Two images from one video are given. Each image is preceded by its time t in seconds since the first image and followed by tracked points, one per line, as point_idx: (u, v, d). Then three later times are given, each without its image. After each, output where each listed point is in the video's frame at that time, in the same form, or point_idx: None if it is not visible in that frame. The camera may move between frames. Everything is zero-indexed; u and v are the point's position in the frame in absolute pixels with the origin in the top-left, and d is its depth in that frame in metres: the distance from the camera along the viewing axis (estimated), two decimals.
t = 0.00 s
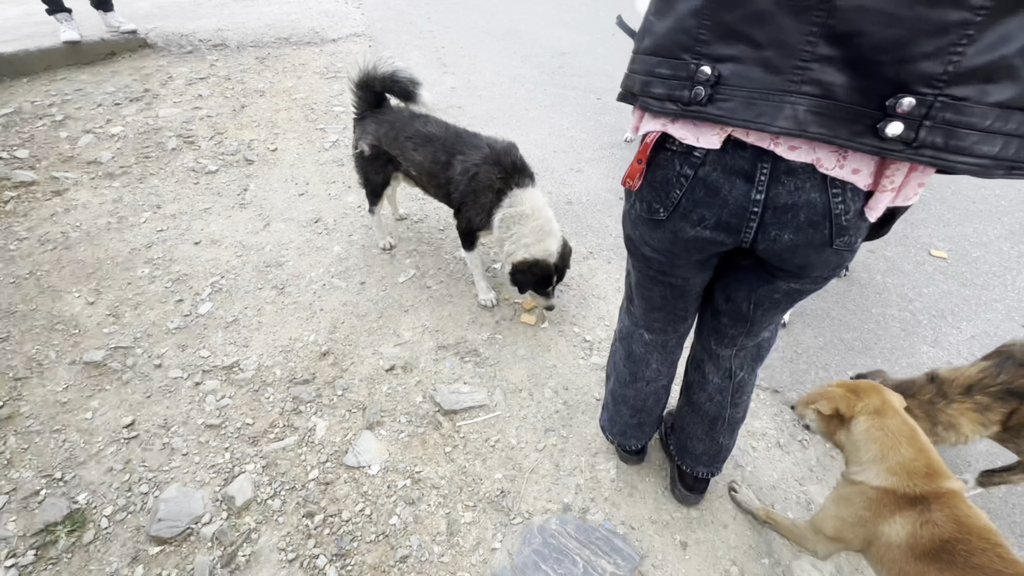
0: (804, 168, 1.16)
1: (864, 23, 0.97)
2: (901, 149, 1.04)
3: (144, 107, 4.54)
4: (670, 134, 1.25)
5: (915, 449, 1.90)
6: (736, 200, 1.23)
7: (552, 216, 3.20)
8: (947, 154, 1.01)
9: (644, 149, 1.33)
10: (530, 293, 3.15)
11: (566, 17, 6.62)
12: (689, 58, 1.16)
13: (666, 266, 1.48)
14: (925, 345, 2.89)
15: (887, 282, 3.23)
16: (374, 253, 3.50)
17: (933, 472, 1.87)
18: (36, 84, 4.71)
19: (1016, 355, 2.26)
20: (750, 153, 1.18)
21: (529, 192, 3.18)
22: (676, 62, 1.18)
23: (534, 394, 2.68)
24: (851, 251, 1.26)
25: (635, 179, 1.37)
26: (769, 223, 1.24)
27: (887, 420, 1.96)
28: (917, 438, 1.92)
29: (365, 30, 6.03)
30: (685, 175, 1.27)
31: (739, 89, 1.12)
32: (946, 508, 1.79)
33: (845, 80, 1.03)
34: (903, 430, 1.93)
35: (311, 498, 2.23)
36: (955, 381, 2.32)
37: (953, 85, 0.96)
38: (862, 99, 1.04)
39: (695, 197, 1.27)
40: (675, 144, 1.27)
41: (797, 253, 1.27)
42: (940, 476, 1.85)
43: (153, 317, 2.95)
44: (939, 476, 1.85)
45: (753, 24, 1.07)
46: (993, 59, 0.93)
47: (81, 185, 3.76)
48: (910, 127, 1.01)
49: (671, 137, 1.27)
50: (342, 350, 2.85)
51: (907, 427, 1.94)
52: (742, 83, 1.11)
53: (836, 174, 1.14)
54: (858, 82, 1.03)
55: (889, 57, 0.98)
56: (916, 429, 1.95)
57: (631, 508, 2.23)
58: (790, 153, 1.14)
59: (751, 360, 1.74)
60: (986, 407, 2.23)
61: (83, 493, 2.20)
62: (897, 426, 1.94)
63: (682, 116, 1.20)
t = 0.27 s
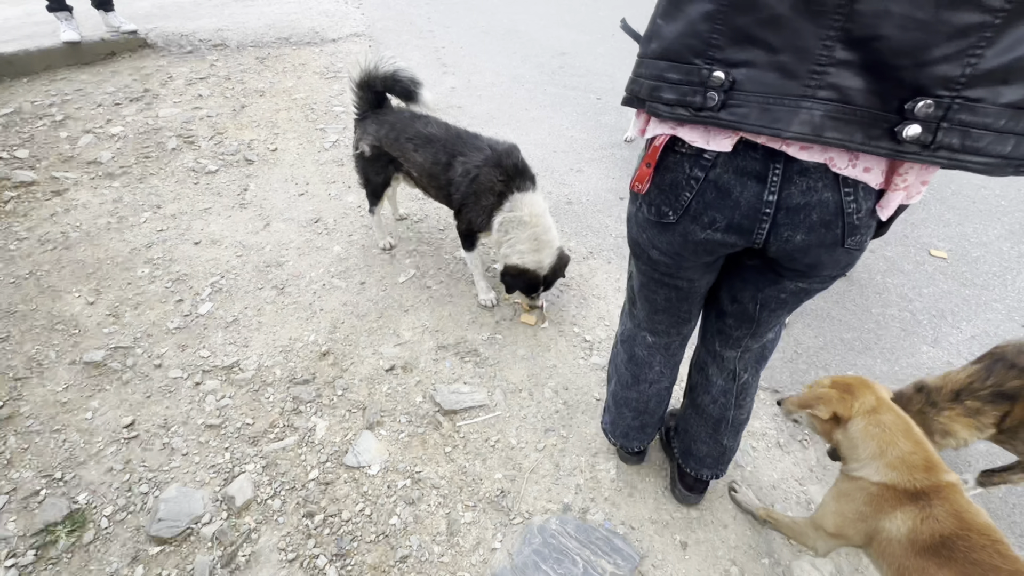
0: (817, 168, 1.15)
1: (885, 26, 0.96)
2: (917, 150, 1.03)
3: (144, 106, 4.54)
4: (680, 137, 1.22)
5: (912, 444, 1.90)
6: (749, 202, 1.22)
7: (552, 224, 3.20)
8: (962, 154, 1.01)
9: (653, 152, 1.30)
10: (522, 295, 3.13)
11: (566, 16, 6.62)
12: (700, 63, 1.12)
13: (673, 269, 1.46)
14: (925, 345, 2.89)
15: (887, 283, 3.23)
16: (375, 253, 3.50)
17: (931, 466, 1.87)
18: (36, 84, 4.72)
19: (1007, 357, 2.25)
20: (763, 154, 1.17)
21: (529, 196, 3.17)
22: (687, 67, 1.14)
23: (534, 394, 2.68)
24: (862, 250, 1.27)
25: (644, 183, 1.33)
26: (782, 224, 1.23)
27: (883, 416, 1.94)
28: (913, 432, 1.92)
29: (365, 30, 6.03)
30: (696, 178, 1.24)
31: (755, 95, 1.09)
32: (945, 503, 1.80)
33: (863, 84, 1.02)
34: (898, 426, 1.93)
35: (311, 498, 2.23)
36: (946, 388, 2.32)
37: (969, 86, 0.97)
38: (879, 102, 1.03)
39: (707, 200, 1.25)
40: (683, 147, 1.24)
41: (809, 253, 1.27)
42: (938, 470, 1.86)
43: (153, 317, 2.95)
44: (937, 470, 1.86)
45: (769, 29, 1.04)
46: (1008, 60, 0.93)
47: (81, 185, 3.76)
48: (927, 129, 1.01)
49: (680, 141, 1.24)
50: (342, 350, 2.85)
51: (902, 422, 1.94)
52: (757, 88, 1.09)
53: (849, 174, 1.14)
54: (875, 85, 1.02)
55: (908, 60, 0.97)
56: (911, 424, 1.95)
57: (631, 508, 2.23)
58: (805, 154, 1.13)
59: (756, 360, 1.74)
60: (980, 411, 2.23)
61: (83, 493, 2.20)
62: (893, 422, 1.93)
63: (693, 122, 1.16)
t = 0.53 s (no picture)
0: (825, 170, 1.15)
1: (901, 29, 0.95)
2: (928, 151, 1.03)
3: (144, 107, 4.54)
4: (687, 140, 1.20)
5: (913, 439, 1.88)
6: (758, 205, 1.21)
7: (551, 227, 3.19)
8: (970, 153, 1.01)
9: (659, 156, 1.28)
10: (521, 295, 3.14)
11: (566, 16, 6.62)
12: (710, 68, 1.10)
13: (678, 273, 1.46)
14: (925, 346, 2.89)
15: (887, 282, 3.23)
16: (375, 253, 3.50)
17: (933, 462, 1.86)
18: (36, 85, 4.72)
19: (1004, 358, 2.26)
20: (771, 156, 1.16)
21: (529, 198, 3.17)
22: (697, 72, 1.11)
23: (534, 394, 2.68)
24: (869, 250, 1.28)
25: (649, 187, 1.33)
26: (791, 227, 1.23)
27: (885, 412, 1.92)
28: (914, 428, 1.90)
29: (365, 30, 6.03)
30: (704, 182, 1.23)
31: (766, 99, 1.08)
32: (947, 498, 1.79)
33: (875, 86, 1.02)
34: (900, 421, 1.91)
35: (311, 498, 2.23)
36: (940, 392, 2.32)
37: (980, 87, 0.97)
38: (891, 103, 1.02)
39: (714, 204, 1.24)
40: (691, 151, 1.22)
41: (817, 255, 1.28)
42: (939, 466, 1.85)
43: (153, 317, 2.95)
44: (939, 466, 1.85)
45: (782, 31, 1.02)
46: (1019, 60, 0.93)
47: (81, 185, 3.76)
48: (937, 129, 1.01)
49: (687, 144, 1.22)
50: (342, 350, 2.85)
51: (904, 417, 1.92)
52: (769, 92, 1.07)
53: (856, 175, 1.14)
54: (888, 87, 1.01)
55: (921, 62, 0.96)
56: (913, 420, 1.93)
57: (631, 508, 2.23)
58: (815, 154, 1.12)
59: (759, 362, 1.75)
60: (975, 413, 2.23)
61: (83, 493, 2.20)
62: (895, 417, 1.91)
63: (704, 128, 1.14)
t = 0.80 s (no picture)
0: (832, 171, 1.15)
1: (914, 32, 0.94)
2: (938, 153, 1.04)
3: (144, 107, 4.54)
4: (694, 144, 1.20)
5: (913, 441, 1.87)
6: (766, 209, 1.21)
7: (551, 228, 3.20)
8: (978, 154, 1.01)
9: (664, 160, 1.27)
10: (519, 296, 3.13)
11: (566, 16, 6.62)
12: (720, 73, 1.09)
13: (682, 275, 1.46)
14: (925, 346, 2.89)
15: (886, 283, 3.23)
16: (374, 253, 3.50)
17: (933, 463, 1.85)
18: (36, 85, 4.72)
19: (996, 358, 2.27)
20: (777, 160, 1.16)
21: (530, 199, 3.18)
22: (706, 77, 1.10)
23: (534, 394, 2.68)
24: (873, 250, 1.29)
25: (655, 192, 1.32)
26: (799, 228, 1.23)
27: (883, 412, 1.91)
28: (914, 429, 1.89)
29: (365, 30, 6.03)
30: (711, 185, 1.22)
31: (778, 104, 1.07)
32: (946, 500, 1.79)
33: (887, 88, 1.01)
34: (900, 421, 1.90)
35: (310, 498, 2.23)
36: (935, 393, 2.32)
37: (990, 89, 0.96)
38: (902, 106, 1.02)
39: (721, 207, 1.24)
40: (698, 154, 1.22)
41: (823, 255, 1.28)
42: (939, 468, 1.84)
43: (153, 317, 2.95)
44: (938, 468, 1.84)
45: (792, 34, 1.02)
46: None
47: (81, 185, 3.76)
48: (948, 132, 1.00)
49: (694, 147, 1.22)
50: (342, 350, 2.85)
51: (904, 418, 1.90)
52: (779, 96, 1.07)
53: (862, 176, 1.14)
54: (899, 90, 1.01)
55: (934, 65, 0.96)
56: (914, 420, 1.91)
57: (631, 508, 2.23)
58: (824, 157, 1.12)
59: (762, 364, 1.75)
60: (970, 413, 2.22)
61: (83, 493, 2.20)
62: (894, 417, 1.90)
63: (715, 134, 1.13)
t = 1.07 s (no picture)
0: (837, 172, 1.15)
1: (930, 33, 0.93)
2: (956, 158, 1.02)
3: (144, 106, 4.54)
4: (697, 148, 1.20)
5: (914, 438, 1.88)
6: (768, 212, 1.21)
7: (551, 232, 3.20)
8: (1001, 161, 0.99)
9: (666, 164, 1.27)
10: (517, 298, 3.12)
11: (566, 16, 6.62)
12: (729, 77, 1.08)
13: (683, 278, 1.46)
14: (925, 345, 2.89)
15: (887, 282, 3.23)
16: (374, 253, 3.50)
17: (934, 464, 1.85)
18: (37, 84, 4.72)
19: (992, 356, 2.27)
20: (781, 162, 1.16)
21: (529, 202, 3.17)
22: (714, 80, 1.09)
23: (534, 394, 2.68)
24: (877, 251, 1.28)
25: (658, 195, 1.32)
26: (802, 231, 1.23)
27: (885, 406, 1.94)
28: (916, 426, 1.89)
29: (365, 30, 6.03)
30: (713, 188, 1.22)
31: (789, 107, 1.06)
32: (946, 499, 1.78)
33: (901, 90, 1.00)
34: (902, 417, 1.91)
35: (310, 498, 2.23)
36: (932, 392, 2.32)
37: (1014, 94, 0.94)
38: (917, 109, 1.01)
39: (723, 210, 1.24)
40: (700, 156, 1.22)
41: (825, 257, 1.28)
42: (940, 468, 1.84)
43: (152, 317, 2.95)
44: (940, 468, 1.83)
45: (805, 35, 1.01)
46: None
47: (81, 185, 3.76)
48: (966, 137, 0.99)
49: (697, 149, 1.21)
50: (342, 350, 2.85)
51: (907, 414, 1.91)
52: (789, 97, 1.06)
53: (867, 178, 1.14)
54: (914, 92, 1.00)
55: (951, 67, 0.95)
56: (918, 419, 1.91)
57: (631, 508, 2.23)
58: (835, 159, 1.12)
59: (763, 368, 1.75)
60: (967, 412, 2.22)
61: (83, 493, 2.20)
62: (897, 413, 1.92)
63: (723, 138, 1.13)
